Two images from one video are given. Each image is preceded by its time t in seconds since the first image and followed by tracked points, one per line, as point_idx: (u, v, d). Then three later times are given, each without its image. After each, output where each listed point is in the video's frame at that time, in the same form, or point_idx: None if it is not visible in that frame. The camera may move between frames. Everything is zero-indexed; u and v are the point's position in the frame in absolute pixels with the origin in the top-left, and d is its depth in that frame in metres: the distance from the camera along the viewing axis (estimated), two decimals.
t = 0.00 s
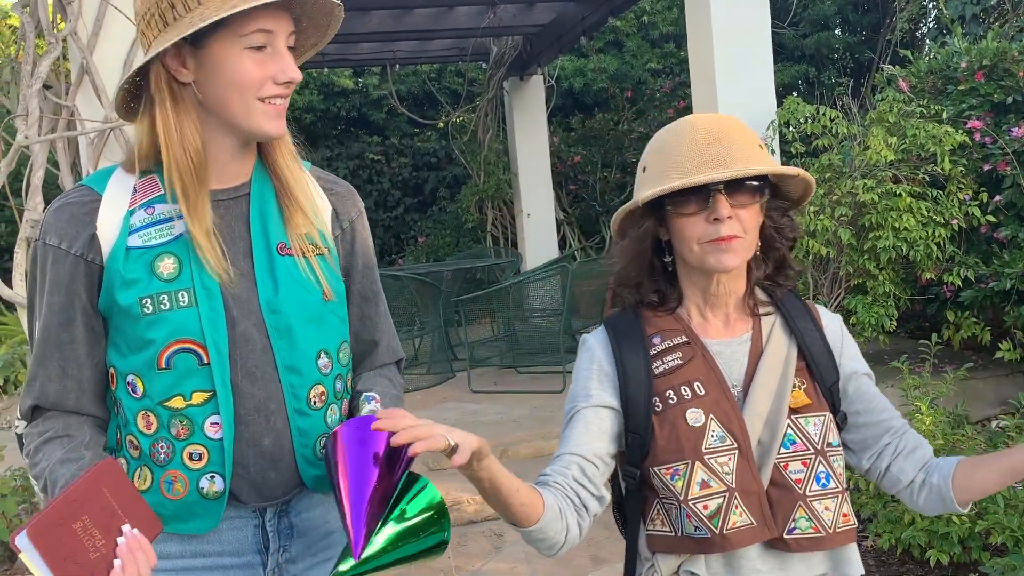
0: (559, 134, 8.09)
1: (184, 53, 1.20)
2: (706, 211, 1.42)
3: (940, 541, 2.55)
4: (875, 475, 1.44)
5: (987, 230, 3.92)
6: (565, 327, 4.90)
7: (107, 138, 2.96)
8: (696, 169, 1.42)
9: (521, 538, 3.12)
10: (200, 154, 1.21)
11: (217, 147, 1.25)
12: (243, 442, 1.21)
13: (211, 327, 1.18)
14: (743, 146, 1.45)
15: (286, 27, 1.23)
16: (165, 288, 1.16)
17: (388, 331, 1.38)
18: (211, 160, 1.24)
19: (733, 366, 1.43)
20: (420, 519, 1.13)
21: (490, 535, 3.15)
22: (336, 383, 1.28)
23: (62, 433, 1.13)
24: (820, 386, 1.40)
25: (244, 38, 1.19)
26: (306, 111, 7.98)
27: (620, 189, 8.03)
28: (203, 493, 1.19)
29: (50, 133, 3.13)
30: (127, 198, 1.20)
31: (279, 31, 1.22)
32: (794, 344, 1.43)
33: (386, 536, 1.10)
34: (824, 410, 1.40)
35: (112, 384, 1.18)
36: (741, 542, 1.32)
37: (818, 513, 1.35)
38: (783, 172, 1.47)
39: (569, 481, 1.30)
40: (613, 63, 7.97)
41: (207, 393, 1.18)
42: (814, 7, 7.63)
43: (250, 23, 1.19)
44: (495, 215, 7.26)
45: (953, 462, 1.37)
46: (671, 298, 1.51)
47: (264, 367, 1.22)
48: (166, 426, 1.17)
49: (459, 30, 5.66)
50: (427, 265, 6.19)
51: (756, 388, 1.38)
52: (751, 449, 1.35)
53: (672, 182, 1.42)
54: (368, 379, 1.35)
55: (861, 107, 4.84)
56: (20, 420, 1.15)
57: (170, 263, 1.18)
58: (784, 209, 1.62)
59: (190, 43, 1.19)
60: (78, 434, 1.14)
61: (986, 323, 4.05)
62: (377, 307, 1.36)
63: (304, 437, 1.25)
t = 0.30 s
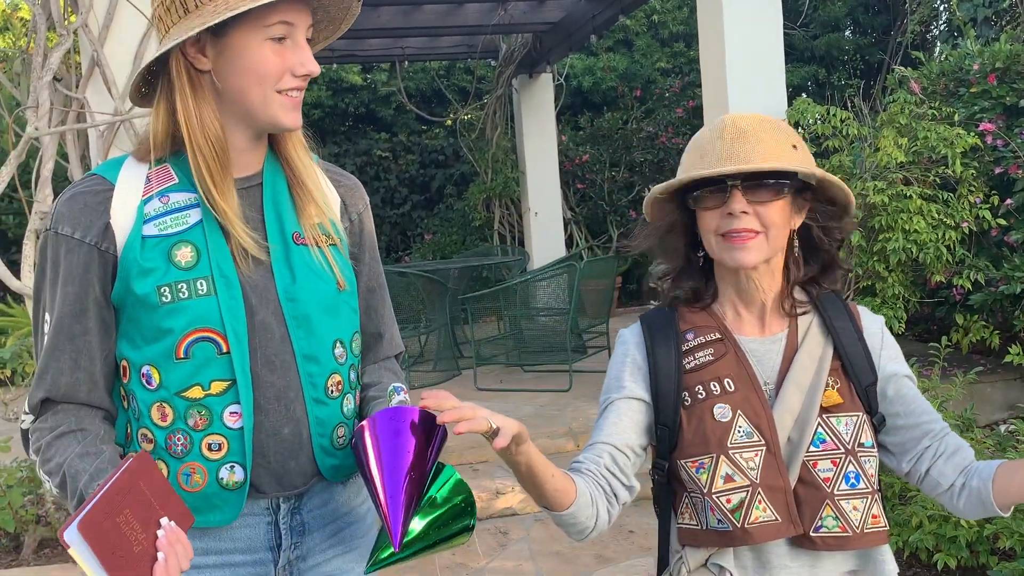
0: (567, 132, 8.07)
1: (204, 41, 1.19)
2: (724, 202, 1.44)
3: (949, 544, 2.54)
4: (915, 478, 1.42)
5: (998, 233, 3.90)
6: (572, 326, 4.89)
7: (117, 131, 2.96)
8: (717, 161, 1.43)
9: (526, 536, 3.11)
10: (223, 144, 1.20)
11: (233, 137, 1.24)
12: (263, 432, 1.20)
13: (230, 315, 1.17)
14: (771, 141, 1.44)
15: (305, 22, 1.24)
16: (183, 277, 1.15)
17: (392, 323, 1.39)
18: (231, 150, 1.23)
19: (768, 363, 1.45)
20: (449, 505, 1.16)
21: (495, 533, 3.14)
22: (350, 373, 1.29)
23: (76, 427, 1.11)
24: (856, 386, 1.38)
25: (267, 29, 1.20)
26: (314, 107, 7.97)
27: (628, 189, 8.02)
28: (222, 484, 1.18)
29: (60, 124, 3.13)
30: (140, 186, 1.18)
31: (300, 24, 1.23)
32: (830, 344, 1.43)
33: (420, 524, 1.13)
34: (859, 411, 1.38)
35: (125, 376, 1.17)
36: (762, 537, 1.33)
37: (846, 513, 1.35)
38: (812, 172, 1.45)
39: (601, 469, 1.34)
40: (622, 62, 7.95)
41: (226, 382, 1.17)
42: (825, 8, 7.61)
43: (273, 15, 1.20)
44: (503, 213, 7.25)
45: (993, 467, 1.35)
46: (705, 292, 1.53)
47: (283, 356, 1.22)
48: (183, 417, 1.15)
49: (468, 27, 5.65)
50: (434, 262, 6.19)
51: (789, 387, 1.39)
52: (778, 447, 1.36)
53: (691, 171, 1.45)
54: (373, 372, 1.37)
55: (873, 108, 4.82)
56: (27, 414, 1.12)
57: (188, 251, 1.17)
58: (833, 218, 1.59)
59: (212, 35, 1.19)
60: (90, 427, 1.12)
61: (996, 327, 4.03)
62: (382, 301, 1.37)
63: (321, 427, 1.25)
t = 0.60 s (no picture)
0: (573, 135, 8.07)
1: (218, 47, 1.19)
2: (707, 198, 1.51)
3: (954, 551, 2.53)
4: (943, 500, 1.39)
5: (1005, 239, 3.90)
6: (577, 328, 4.89)
7: (125, 131, 2.96)
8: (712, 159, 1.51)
9: (531, 538, 3.11)
10: (233, 150, 1.21)
11: (242, 140, 1.24)
12: (267, 435, 1.20)
13: (234, 318, 1.17)
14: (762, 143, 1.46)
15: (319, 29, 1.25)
16: (187, 279, 1.16)
17: (396, 327, 1.39)
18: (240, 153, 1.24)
19: (784, 371, 1.46)
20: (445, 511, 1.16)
21: (500, 536, 3.14)
22: (354, 376, 1.29)
23: (85, 428, 1.11)
24: (870, 403, 1.37)
25: (281, 35, 1.19)
26: (321, 108, 7.98)
27: (634, 191, 8.01)
28: (227, 486, 1.18)
29: (68, 124, 3.14)
30: (146, 188, 1.18)
31: (311, 31, 1.22)
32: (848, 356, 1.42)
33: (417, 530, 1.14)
34: (870, 428, 1.36)
35: (130, 379, 1.17)
36: (749, 537, 1.34)
37: (839, 526, 1.34)
38: (781, 183, 1.41)
39: (616, 459, 1.38)
40: (629, 65, 7.96)
41: (229, 384, 1.17)
42: (833, 12, 7.59)
43: (287, 20, 1.20)
44: (509, 215, 7.24)
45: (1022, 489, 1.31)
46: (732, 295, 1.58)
47: (286, 359, 1.22)
48: (186, 419, 1.16)
49: (476, 29, 5.64)
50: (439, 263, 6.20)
51: (799, 397, 1.40)
52: (780, 453, 1.37)
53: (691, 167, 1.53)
54: (378, 375, 1.36)
55: (880, 112, 4.81)
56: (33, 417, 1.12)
57: (192, 254, 1.17)
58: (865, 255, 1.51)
59: (226, 40, 1.19)
60: (99, 428, 1.12)
61: (1003, 332, 4.02)
62: (386, 305, 1.37)
63: (326, 431, 1.25)
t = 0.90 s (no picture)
0: (579, 141, 8.07)
1: (222, 51, 1.19)
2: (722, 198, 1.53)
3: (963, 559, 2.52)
4: (951, 514, 1.38)
5: (1013, 246, 3.88)
6: (583, 335, 4.89)
7: (133, 136, 2.97)
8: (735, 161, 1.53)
9: (537, 545, 3.10)
10: (241, 154, 1.21)
11: (249, 145, 1.24)
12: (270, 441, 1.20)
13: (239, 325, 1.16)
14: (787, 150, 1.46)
15: (318, 25, 1.24)
16: (192, 286, 1.15)
17: (400, 335, 1.38)
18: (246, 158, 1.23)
19: (792, 379, 1.47)
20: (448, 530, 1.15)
21: (506, 542, 3.13)
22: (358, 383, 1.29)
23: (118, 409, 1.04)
24: (878, 414, 1.36)
25: (283, 34, 1.19)
26: (328, 113, 7.99)
27: (640, 197, 8.00)
28: (225, 494, 1.17)
29: (76, 129, 3.15)
30: (155, 195, 1.17)
31: (313, 28, 1.22)
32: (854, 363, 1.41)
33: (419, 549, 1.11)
34: (876, 438, 1.36)
35: (134, 384, 1.16)
36: (747, 541, 1.35)
37: (838, 535, 1.34)
38: (794, 185, 1.41)
39: (618, 455, 1.42)
40: (635, 71, 7.97)
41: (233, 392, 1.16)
42: (839, 19, 7.59)
43: (288, 19, 1.19)
44: (514, 221, 7.25)
45: None
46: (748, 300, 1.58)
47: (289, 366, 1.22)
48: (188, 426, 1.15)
49: (482, 35, 5.65)
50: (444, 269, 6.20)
51: (805, 404, 1.40)
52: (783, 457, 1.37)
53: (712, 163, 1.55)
54: (382, 387, 1.35)
55: (888, 119, 4.81)
56: (49, 423, 1.03)
57: (199, 261, 1.16)
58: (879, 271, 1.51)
59: (229, 43, 1.18)
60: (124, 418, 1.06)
61: (1011, 340, 4.00)
62: (391, 311, 1.37)
63: (328, 438, 1.25)
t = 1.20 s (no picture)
0: (583, 151, 8.08)
1: (211, 65, 1.16)
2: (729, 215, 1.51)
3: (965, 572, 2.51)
4: (938, 532, 1.38)
5: (1015, 258, 3.88)
6: (586, 345, 4.89)
7: (138, 147, 2.98)
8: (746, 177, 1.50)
9: (540, 557, 3.10)
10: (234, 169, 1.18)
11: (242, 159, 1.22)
12: (281, 448, 1.20)
13: (252, 332, 1.15)
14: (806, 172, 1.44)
15: (306, 31, 1.21)
16: (206, 292, 1.13)
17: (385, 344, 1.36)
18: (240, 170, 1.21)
19: (793, 394, 1.47)
20: (429, 536, 1.14)
21: (508, 554, 3.13)
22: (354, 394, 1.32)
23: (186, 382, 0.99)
24: (878, 428, 1.37)
25: (271, 45, 1.16)
26: (332, 124, 8.00)
27: (644, 208, 8.00)
28: (245, 499, 1.15)
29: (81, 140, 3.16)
30: (161, 207, 1.14)
31: (302, 38, 1.19)
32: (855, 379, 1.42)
33: (395, 552, 1.10)
34: (875, 451, 1.36)
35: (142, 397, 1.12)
36: (752, 557, 1.35)
37: (842, 547, 1.34)
38: (838, 214, 1.40)
39: (618, 483, 1.42)
40: (639, 82, 8.00)
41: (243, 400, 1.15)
42: (842, 30, 7.61)
43: (275, 30, 1.16)
44: (518, 232, 7.26)
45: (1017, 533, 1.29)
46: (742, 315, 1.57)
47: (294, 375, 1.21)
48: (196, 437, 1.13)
49: (487, 46, 5.67)
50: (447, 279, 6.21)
51: (805, 419, 1.40)
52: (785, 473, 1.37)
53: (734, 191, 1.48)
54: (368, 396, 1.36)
55: (890, 131, 4.81)
56: (120, 408, 0.96)
57: (211, 268, 1.14)
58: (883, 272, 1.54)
59: (218, 56, 1.15)
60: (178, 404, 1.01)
61: (1013, 352, 4.00)
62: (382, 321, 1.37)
63: (331, 445, 1.26)
